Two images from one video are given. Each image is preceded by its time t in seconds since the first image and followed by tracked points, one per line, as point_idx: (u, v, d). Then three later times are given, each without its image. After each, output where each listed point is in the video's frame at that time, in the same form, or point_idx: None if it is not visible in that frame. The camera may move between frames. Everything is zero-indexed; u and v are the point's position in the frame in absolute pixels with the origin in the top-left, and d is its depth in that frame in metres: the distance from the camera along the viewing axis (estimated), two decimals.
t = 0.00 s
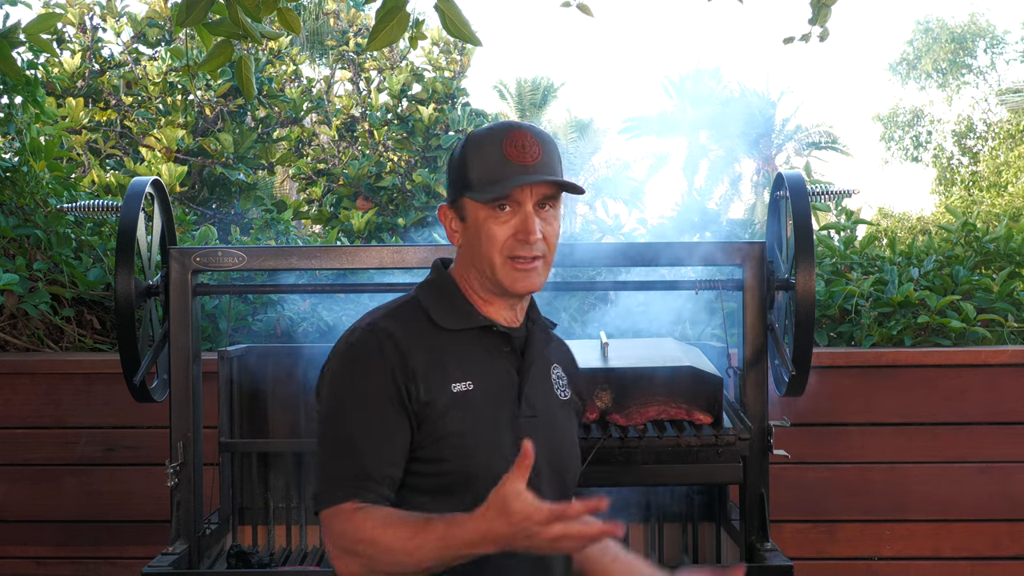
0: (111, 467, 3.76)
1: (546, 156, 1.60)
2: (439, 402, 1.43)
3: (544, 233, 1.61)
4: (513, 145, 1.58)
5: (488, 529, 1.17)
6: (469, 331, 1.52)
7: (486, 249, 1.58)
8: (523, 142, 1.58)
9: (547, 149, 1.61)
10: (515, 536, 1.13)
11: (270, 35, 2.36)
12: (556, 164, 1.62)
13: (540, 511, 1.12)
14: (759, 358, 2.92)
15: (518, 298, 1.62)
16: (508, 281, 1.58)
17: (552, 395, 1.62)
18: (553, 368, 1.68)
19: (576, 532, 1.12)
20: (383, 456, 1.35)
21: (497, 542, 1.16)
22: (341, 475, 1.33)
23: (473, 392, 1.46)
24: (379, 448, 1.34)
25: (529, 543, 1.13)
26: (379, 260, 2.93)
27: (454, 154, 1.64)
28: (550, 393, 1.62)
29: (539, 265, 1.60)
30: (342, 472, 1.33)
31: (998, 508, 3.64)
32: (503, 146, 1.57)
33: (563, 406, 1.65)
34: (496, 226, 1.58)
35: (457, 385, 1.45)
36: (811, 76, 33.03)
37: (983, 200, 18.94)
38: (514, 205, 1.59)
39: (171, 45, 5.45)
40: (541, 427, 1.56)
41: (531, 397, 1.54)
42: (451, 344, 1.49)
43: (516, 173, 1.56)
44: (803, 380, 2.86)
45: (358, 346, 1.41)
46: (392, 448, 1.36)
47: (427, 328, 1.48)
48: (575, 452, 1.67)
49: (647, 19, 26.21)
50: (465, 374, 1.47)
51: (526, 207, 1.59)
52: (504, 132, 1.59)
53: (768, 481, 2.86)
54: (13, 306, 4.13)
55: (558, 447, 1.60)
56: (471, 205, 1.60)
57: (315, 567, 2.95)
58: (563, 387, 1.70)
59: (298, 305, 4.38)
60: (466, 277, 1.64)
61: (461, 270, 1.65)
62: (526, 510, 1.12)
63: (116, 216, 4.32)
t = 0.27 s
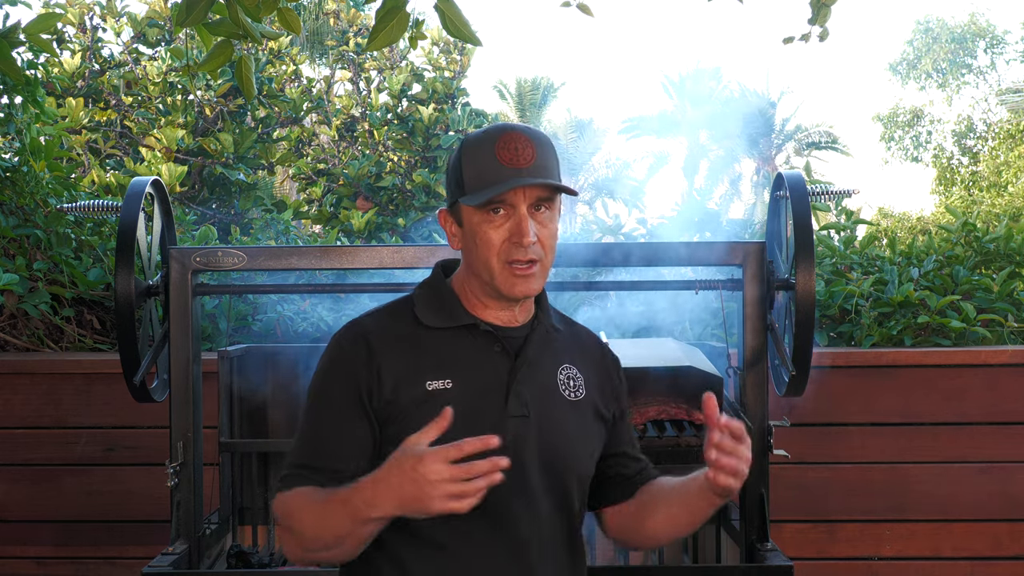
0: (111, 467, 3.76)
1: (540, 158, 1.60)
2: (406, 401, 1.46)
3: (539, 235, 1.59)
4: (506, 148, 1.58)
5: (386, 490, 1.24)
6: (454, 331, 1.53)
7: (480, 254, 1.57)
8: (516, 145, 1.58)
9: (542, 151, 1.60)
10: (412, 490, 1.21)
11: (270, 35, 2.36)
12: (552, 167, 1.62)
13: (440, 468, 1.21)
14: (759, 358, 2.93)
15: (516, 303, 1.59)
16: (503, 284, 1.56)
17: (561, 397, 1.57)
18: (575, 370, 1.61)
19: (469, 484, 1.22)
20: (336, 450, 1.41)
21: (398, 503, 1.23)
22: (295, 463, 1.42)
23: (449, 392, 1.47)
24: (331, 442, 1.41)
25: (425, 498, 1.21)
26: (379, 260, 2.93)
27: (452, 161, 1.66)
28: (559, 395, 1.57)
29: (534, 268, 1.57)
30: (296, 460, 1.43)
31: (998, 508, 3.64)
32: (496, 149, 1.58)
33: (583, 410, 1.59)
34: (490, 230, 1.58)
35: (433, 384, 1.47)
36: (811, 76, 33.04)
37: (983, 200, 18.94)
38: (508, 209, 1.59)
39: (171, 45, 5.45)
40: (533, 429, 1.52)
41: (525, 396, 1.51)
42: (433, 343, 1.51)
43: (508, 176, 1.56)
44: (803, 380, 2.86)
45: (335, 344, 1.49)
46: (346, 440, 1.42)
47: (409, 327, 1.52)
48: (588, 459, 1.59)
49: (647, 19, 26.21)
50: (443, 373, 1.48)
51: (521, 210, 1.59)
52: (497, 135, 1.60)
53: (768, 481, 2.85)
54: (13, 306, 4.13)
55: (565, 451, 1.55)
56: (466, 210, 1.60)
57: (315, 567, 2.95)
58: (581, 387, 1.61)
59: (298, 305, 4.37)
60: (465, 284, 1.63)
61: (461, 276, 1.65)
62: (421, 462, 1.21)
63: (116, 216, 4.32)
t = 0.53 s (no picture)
0: (111, 467, 3.76)
1: (504, 141, 1.65)
2: (395, 398, 1.54)
3: (509, 217, 1.64)
4: (469, 137, 1.65)
5: (374, 539, 1.31)
6: (444, 329, 1.61)
7: (457, 243, 1.65)
8: (478, 132, 1.65)
9: (506, 134, 1.65)
10: (394, 551, 1.28)
11: (270, 35, 2.36)
12: (519, 150, 1.66)
13: (423, 546, 1.26)
14: (760, 358, 2.92)
15: (501, 288, 1.65)
16: (480, 269, 1.62)
17: (560, 393, 1.59)
18: (579, 368, 1.63)
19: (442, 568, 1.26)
20: (325, 446, 1.50)
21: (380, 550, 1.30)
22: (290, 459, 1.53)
23: (437, 389, 1.55)
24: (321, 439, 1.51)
25: (398, 566, 1.28)
26: (379, 260, 2.93)
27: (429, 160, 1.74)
28: (557, 391, 1.59)
29: (509, 250, 1.62)
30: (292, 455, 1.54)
31: (998, 508, 3.64)
32: (460, 140, 1.65)
33: (585, 408, 1.60)
34: (464, 218, 1.65)
35: (421, 381, 1.55)
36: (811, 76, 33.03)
37: (983, 200, 18.94)
38: (478, 195, 1.65)
39: (171, 45, 5.45)
40: (523, 426, 1.55)
41: (515, 392, 1.56)
42: (424, 343, 1.59)
43: (469, 162, 1.63)
44: (803, 380, 2.86)
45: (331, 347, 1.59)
46: (333, 435, 1.51)
47: (402, 328, 1.61)
48: (590, 457, 1.59)
49: (647, 19, 26.21)
50: (432, 371, 1.56)
51: (489, 195, 1.65)
52: (462, 128, 1.67)
53: (768, 481, 2.85)
54: (13, 306, 4.13)
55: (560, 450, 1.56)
56: (443, 203, 1.68)
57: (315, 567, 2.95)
58: (586, 384, 1.62)
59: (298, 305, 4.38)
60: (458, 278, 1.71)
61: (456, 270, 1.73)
62: (411, 533, 1.27)
63: (116, 216, 4.32)
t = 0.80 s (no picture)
0: (111, 467, 3.76)
1: (504, 139, 1.66)
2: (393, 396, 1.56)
3: (509, 215, 1.64)
4: (468, 135, 1.66)
5: (358, 414, 1.40)
6: (442, 328, 1.61)
7: (456, 240, 1.65)
8: (477, 130, 1.66)
9: (504, 132, 1.66)
10: (375, 403, 1.38)
11: (270, 35, 2.37)
12: (519, 148, 1.67)
13: (396, 376, 1.38)
14: (760, 358, 2.92)
15: (500, 286, 1.65)
16: (479, 266, 1.62)
17: (560, 390, 1.59)
18: (579, 365, 1.62)
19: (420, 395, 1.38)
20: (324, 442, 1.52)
21: (367, 419, 1.39)
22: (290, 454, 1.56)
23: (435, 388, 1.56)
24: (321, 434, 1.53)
25: (385, 407, 1.37)
26: (379, 260, 2.93)
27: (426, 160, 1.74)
28: (556, 389, 1.59)
29: (509, 247, 1.63)
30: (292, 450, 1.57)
31: (998, 508, 3.64)
32: (460, 138, 1.66)
33: (585, 405, 1.60)
34: (463, 216, 1.65)
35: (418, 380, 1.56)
36: (811, 76, 33.03)
37: (983, 199, 18.94)
38: (477, 193, 1.66)
39: (172, 45, 5.45)
40: (521, 425, 1.56)
41: (512, 390, 1.56)
42: (422, 342, 1.60)
43: (469, 160, 1.64)
44: (803, 380, 2.86)
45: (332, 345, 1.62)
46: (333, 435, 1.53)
47: (400, 327, 1.62)
48: (589, 454, 1.59)
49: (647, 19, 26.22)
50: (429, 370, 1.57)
51: (488, 193, 1.66)
52: (461, 127, 1.68)
53: (768, 481, 2.85)
54: (13, 306, 4.13)
55: (559, 448, 1.57)
56: (442, 202, 1.69)
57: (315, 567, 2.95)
58: (586, 381, 1.62)
59: (298, 305, 4.38)
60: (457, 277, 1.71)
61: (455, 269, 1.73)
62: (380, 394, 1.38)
63: (116, 216, 4.32)
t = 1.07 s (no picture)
0: (111, 467, 3.76)
1: (528, 144, 1.58)
2: (395, 401, 1.53)
3: (530, 223, 1.58)
4: (492, 136, 1.57)
5: (387, 508, 1.37)
6: (442, 330, 1.59)
7: (473, 245, 1.59)
8: (502, 133, 1.57)
9: (530, 137, 1.59)
10: (410, 513, 1.34)
11: (270, 35, 2.37)
12: (540, 152, 1.60)
13: (435, 492, 1.33)
14: (759, 358, 2.92)
15: (509, 292, 1.62)
16: (497, 274, 1.57)
17: (561, 391, 1.59)
18: (579, 366, 1.62)
19: (455, 518, 1.34)
20: (325, 449, 1.51)
21: (394, 521, 1.36)
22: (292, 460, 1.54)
23: (437, 391, 1.54)
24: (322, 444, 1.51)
25: (417, 523, 1.33)
26: (379, 260, 2.93)
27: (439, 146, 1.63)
28: (558, 390, 1.59)
29: (528, 255, 1.58)
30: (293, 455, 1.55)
31: (998, 508, 3.64)
32: (485, 140, 1.57)
33: (586, 406, 1.60)
34: (484, 220, 1.58)
35: (421, 384, 1.54)
36: (811, 76, 33.03)
37: (983, 199, 18.95)
38: (499, 196, 1.58)
39: (172, 45, 5.45)
40: (524, 426, 1.55)
41: (515, 392, 1.55)
42: (422, 345, 1.57)
43: (494, 163, 1.55)
44: (803, 380, 2.86)
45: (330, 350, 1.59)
46: (335, 441, 1.51)
47: (399, 329, 1.59)
48: (591, 455, 1.59)
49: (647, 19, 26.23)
50: (431, 373, 1.55)
51: (510, 198, 1.58)
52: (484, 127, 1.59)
53: (768, 481, 2.85)
54: (13, 306, 4.13)
55: (562, 449, 1.56)
56: (455, 202, 1.60)
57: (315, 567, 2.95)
58: (587, 382, 1.61)
59: (298, 305, 4.38)
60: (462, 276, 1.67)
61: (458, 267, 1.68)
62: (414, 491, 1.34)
63: (117, 216, 4.32)
